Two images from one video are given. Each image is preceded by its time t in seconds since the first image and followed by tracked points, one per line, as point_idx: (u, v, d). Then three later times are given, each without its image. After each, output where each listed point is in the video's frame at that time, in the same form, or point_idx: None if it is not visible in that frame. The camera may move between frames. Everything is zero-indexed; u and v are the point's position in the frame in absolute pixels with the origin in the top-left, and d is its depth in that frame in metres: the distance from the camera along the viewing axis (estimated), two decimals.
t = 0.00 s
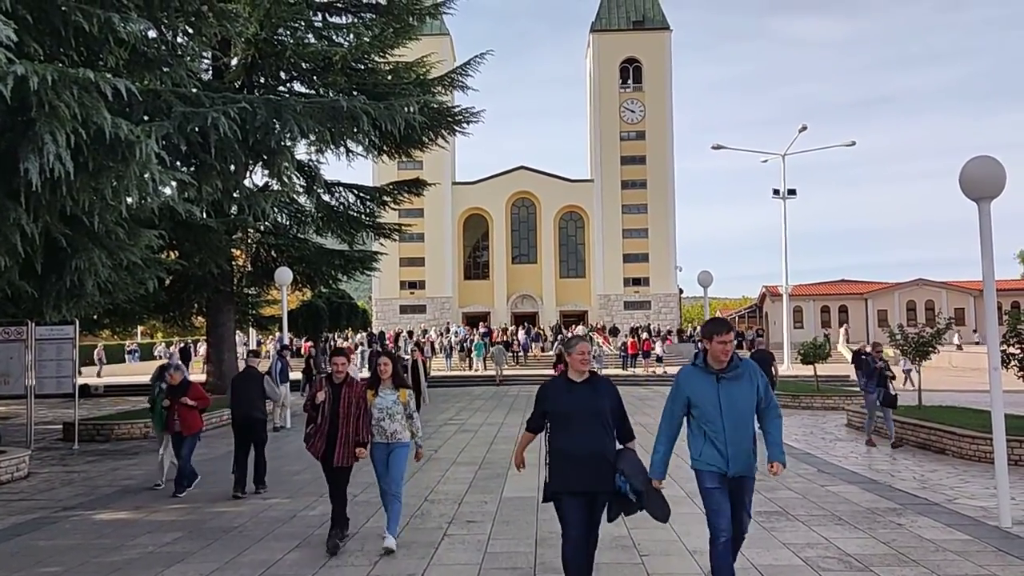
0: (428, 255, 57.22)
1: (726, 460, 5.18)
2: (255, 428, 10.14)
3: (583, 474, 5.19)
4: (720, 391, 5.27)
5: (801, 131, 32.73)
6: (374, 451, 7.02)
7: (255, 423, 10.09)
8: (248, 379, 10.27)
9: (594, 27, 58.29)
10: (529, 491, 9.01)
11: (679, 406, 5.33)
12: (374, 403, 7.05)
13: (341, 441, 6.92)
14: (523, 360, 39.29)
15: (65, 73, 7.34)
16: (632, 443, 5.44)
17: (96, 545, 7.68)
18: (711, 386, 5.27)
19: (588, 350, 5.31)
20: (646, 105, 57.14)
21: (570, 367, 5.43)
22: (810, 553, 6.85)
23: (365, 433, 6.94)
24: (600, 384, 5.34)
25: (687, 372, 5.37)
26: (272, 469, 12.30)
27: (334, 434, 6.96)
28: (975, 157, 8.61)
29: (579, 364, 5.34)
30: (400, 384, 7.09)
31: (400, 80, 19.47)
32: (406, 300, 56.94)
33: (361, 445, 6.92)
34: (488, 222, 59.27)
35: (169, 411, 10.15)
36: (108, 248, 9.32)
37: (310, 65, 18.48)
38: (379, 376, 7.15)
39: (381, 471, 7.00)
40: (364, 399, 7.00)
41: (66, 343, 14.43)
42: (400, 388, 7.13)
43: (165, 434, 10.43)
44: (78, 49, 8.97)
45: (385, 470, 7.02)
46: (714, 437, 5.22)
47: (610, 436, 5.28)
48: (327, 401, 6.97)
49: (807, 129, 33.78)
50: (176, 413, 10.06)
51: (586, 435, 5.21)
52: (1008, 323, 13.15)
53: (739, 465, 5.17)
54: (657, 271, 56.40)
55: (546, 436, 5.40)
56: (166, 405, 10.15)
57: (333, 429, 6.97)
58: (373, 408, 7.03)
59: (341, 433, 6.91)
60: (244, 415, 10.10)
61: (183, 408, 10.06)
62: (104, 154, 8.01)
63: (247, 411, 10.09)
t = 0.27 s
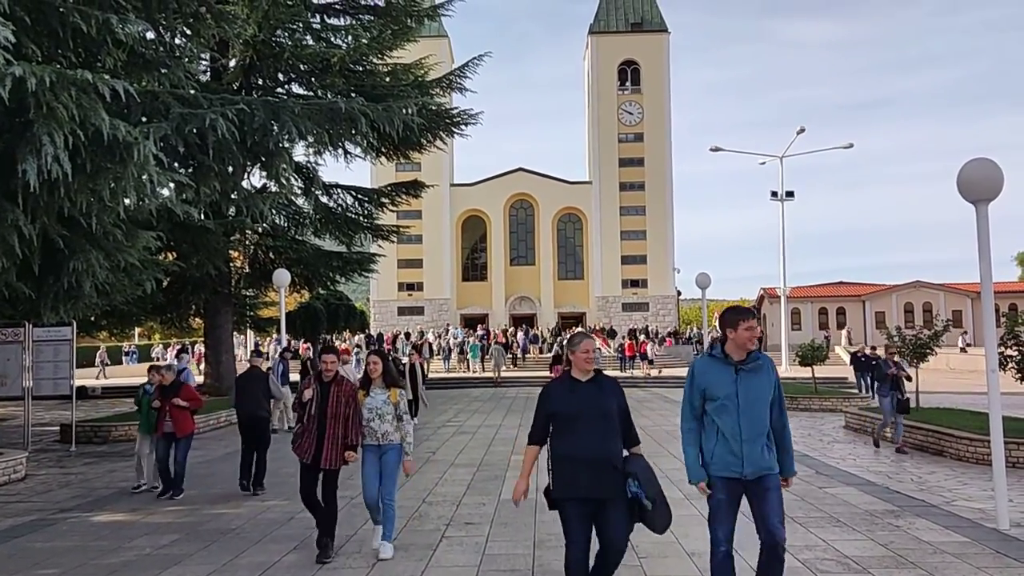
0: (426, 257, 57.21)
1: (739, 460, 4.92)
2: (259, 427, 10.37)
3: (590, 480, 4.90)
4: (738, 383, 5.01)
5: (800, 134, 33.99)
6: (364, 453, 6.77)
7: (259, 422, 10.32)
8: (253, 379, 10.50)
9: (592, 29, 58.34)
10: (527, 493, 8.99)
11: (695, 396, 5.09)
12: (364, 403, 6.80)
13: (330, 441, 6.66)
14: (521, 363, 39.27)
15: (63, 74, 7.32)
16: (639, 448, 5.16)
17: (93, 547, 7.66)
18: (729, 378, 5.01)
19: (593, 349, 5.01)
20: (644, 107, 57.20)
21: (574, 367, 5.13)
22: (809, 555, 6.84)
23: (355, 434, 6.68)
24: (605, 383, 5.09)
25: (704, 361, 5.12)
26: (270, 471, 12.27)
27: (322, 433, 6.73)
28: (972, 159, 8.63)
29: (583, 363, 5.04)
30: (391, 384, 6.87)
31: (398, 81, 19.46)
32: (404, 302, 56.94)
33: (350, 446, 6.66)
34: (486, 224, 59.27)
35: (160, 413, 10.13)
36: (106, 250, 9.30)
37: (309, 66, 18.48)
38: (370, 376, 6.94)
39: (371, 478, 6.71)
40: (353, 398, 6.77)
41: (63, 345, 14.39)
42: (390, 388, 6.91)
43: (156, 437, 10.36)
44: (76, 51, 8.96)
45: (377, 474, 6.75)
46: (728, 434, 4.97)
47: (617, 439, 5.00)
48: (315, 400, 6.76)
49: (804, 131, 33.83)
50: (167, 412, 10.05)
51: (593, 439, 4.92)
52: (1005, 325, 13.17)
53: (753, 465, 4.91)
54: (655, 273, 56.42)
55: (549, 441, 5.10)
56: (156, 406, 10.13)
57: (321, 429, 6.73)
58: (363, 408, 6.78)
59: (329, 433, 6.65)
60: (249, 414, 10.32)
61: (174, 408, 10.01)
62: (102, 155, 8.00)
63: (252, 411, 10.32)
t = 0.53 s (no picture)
0: (424, 258, 57.24)
1: (763, 482, 4.62)
2: (260, 427, 10.49)
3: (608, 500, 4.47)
4: (770, 400, 4.70)
5: (800, 136, 34.03)
6: (352, 461, 6.62)
7: (260, 422, 10.46)
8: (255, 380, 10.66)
9: (591, 31, 58.38)
10: (526, 494, 8.98)
11: (720, 407, 4.77)
12: (352, 411, 6.66)
13: (319, 450, 6.47)
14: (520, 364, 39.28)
15: (63, 75, 7.31)
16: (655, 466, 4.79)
17: (91, 548, 7.66)
18: (762, 392, 4.71)
19: (612, 357, 4.61)
20: (643, 108, 57.24)
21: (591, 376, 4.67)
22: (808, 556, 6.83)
23: (344, 443, 6.53)
24: (624, 396, 4.65)
25: (734, 372, 4.80)
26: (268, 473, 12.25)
27: (310, 443, 6.52)
28: (970, 162, 8.64)
29: (601, 373, 4.61)
30: (381, 391, 6.72)
31: (397, 83, 19.44)
32: (403, 303, 56.95)
33: (340, 456, 6.49)
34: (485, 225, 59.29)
35: (149, 418, 10.01)
36: (104, 251, 9.29)
37: (308, 68, 18.48)
38: (358, 383, 6.79)
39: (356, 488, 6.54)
40: (341, 405, 6.59)
41: (62, 346, 14.40)
42: (379, 395, 6.76)
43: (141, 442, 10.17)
44: (75, 52, 8.96)
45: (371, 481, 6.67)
46: (754, 452, 4.66)
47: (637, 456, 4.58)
48: (302, 407, 6.53)
49: (803, 133, 33.84)
50: (156, 418, 9.97)
51: (614, 456, 4.49)
52: (1004, 327, 13.18)
53: (780, 489, 4.60)
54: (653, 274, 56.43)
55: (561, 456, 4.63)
56: (145, 412, 10.00)
57: (309, 438, 6.50)
58: (351, 416, 6.63)
59: (317, 442, 6.47)
60: (251, 415, 10.46)
61: (164, 413, 9.93)
62: (101, 156, 8.00)
63: (253, 411, 10.47)
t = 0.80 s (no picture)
0: (424, 259, 57.24)
1: (813, 485, 4.24)
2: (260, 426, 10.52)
3: (626, 502, 4.24)
4: (807, 396, 4.33)
5: (800, 136, 34.09)
6: (335, 464, 6.37)
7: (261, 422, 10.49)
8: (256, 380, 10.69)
9: (591, 32, 58.39)
10: (526, 495, 8.97)
11: (753, 409, 4.42)
12: (335, 410, 6.38)
13: (301, 455, 6.15)
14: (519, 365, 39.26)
15: (62, 76, 7.30)
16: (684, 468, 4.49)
17: (90, 549, 7.65)
18: (795, 390, 4.34)
19: (633, 351, 4.35)
20: (643, 109, 57.25)
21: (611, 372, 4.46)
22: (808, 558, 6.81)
23: (326, 445, 6.24)
24: (646, 392, 4.39)
25: (764, 370, 4.45)
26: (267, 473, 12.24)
27: (292, 444, 6.18)
28: (970, 162, 8.63)
29: (623, 368, 4.36)
30: (366, 391, 6.45)
31: (396, 84, 19.44)
32: (403, 304, 56.94)
33: (322, 459, 6.19)
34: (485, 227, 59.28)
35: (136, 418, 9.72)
36: (103, 251, 9.28)
37: (307, 69, 18.45)
38: (342, 382, 6.49)
39: (342, 489, 6.33)
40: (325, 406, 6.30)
41: (61, 347, 14.39)
42: (365, 395, 6.49)
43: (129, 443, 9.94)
44: (75, 53, 8.96)
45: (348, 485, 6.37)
46: (798, 454, 4.29)
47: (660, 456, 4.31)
48: (283, 409, 6.18)
49: (802, 133, 33.84)
50: (143, 418, 9.66)
51: (631, 455, 4.24)
52: (1003, 328, 13.19)
53: (830, 492, 4.24)
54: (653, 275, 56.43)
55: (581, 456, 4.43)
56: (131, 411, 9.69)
57: (290, 440, 6.16)
58: (335, 416, 6.35)
59: (298, 445, 6.15)
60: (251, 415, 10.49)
61: (151, 413, 9.64)
62: (100, 157, 8.00)
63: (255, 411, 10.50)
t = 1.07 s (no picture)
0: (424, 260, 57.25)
1: (864, 513, 3.80)
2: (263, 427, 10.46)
3: (648, 532, 3.86)
4: (848, 415, 3.91)
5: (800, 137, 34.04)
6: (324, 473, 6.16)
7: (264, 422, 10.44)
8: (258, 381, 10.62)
9: (591, 33, 58.41)
10: (526, 496, 8.94)
11: (789, 433, 4.02)
12: (323, 416, 6.18)
13: (283, 464, 6.02)
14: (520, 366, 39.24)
15: (62, 77, 7.31)
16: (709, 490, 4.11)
17: (90, 550, 7.64)
18: (834, 408, 3.92)
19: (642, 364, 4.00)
20: (643, 110, 57.27)
21: (622, 389, 4.10)
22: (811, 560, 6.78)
23: (311, 454, 6.04)
24: (663, 409, 4.02)
25: (798, 389, 4.05)
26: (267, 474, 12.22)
27: (276, 452, 6.07)
28: (971, 163, 8.61)
29: (633, 385, 4.03)
30: (355, 397, 6.22)
31: (397, 84, 19.45)
32: (403, 305, 56.93)
33: (305, 468, 6.02)
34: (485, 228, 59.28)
35: (127, 423, 9.51)
36: (104, 252, 9.29)
37: (308, 70, 18.44)
38: (331, 387, 6.27)
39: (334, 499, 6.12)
40: (311, 413, 6.11)
41: (61, 347, 14.40)
42: (355, 401, 6.26)
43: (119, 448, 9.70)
44: (75, 54, 8.95)
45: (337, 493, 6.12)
46: (844, 479, 3.85)
47: (682, 479, 3.94)
48: (266, 415, 6.08)
49: (803, 134, 33.83)
50: (135, 422, 9.44)
51: (650, 481, 3.88)
52: (1004, 329, 13.17)
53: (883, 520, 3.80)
54: (653, 276, 56.43)
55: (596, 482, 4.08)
56: (122, 416, 9.50)
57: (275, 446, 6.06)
58: (323, 422, 6.15)
59: (282, 453, 6.03)
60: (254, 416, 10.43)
61: (144, 417, 9.44)
62: (101, 157, 8.01)
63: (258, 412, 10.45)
